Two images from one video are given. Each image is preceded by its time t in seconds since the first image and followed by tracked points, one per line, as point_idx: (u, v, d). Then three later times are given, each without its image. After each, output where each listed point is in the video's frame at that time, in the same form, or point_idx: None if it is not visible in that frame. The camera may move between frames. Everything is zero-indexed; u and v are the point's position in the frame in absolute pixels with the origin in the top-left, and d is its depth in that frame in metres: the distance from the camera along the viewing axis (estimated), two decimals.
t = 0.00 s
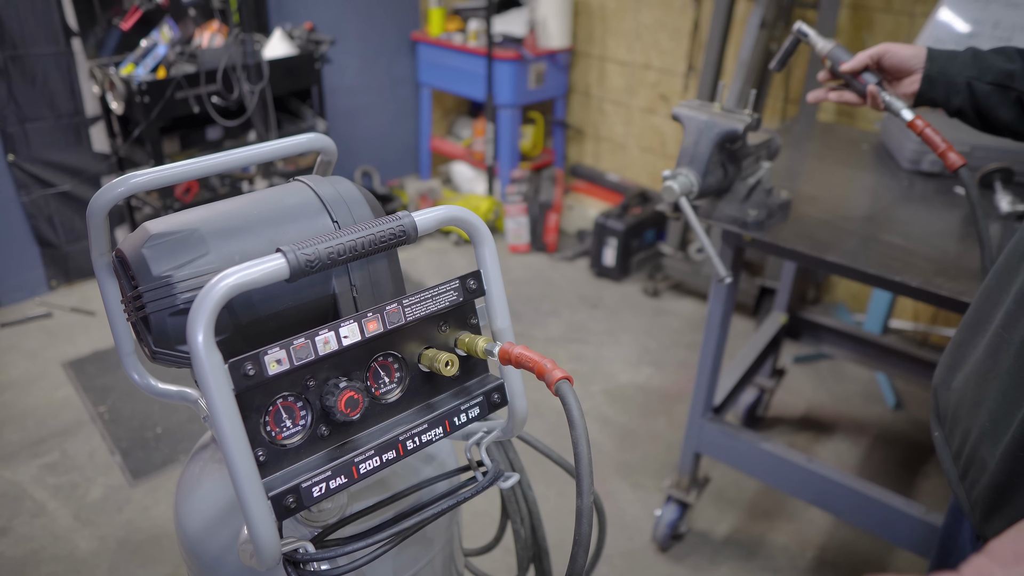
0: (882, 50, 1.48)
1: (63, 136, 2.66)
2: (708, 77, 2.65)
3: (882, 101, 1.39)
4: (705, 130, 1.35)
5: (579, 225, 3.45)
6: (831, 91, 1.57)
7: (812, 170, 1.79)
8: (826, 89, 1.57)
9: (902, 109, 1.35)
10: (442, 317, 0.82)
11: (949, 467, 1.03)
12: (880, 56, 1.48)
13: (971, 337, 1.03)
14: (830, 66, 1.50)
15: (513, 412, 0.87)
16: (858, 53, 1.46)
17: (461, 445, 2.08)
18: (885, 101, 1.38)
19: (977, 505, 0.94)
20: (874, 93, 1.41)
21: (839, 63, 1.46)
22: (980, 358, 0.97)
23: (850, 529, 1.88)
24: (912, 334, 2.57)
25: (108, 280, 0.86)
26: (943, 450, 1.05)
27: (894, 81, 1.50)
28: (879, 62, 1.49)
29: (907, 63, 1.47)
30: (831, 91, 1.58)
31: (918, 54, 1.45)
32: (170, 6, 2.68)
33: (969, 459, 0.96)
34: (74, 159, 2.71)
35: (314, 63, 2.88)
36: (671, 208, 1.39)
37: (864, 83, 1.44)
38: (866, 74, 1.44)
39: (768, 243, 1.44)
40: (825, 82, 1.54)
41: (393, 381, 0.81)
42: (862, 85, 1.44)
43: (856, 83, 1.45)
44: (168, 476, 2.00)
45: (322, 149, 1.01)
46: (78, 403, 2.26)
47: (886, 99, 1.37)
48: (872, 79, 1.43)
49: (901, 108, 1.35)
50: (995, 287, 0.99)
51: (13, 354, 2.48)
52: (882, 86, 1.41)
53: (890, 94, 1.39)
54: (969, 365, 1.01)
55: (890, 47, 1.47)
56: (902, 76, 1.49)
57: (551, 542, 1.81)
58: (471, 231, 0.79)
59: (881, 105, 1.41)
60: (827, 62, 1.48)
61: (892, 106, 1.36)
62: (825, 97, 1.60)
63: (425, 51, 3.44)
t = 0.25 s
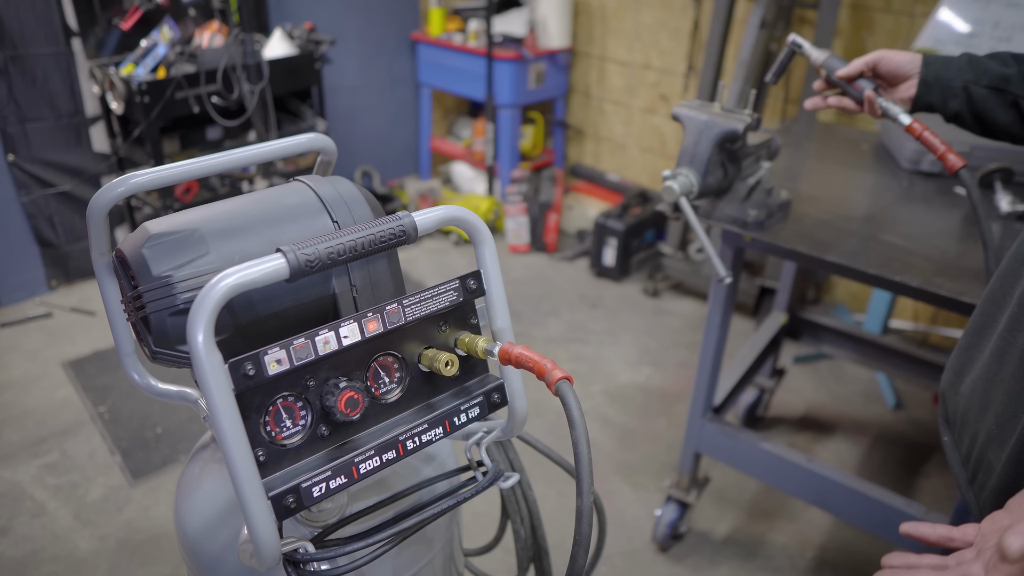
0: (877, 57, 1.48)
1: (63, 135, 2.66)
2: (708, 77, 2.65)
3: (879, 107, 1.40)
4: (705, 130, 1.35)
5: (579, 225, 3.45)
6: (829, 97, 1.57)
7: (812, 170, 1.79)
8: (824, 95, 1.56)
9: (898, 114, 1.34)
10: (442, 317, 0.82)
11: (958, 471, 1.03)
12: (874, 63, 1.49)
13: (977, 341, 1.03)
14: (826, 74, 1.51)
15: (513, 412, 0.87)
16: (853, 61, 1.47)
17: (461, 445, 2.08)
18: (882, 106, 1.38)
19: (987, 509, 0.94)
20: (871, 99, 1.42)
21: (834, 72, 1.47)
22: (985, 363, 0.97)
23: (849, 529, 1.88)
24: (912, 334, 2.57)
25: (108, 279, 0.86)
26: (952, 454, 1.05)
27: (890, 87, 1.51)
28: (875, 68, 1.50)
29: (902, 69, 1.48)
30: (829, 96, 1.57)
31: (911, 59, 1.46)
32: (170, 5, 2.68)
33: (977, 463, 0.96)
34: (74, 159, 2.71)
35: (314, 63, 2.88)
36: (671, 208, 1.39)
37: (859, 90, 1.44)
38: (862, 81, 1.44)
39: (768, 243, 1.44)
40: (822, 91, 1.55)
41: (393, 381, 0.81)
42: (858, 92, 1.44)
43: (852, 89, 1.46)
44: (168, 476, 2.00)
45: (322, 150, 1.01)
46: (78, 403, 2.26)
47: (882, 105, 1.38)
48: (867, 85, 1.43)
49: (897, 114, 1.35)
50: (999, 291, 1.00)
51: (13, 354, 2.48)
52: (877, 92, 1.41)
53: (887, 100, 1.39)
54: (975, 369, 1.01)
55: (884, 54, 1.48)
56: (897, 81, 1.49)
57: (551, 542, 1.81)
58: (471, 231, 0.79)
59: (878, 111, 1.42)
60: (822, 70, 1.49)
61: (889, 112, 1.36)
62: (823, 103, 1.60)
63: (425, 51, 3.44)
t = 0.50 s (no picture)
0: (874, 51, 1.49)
1: (63, 135, 2.66)
2: (708, 77, 2.65)
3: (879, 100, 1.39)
4: (705, 130, 1.35)
5: (579, 225, 3.45)
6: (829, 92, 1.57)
7: (812, 170, 1.79)
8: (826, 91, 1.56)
9: (901, 105, 1.35)
10: (442, 317, 0.82)
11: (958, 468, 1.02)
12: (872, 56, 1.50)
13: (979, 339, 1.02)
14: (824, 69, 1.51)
15: (513, 412, 0.87)
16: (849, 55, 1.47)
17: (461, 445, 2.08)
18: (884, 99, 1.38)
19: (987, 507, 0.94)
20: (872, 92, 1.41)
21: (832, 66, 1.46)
22: (987, 360, 0.97)
23: (850, 529, 1.88)
24: (912, 334, 2.57)
25: (108, 279, 0.86)
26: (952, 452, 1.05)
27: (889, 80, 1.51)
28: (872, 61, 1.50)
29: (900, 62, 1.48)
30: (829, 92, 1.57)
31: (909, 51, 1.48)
32: (170, 5, 2.68)
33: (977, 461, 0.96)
34: (74, 159, 2.71)
35: (314, 63, 2.88)
36: (671, 208, 1.39)
37: (859, 82, 1.44)
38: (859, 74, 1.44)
39: (768, 243, 1.44)
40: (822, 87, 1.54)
41: (393, 381, 0.81)
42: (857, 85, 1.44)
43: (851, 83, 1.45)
44: (168, 476, 2.00)
45: (322, 149, 1.01)
46: (78, 403, 2.26)
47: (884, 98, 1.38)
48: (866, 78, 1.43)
49: (899, 104, 1.35)
50: (1001, 289, 0.99)
51: (13, 354, 2.48)
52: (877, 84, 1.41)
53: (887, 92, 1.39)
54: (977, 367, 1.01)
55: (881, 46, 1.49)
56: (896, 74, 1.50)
57: (551, 542, 1.81)
58: (471, 231, 0.79)
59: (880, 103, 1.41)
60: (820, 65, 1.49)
61: (891, 103, 1.36)
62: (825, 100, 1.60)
63: (425, 51, 3.44)
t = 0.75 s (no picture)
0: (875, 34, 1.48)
1: (63, 135, 2.66)
2: (708, 77, 2.65)
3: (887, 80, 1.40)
4: (705, 130, 1.35)
5: (579, 225, 3.45)
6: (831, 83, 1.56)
7: (812, 170, 1.79)
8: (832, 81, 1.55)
9: (908, 82, 1.36)
10: (442, 317, 0.82)
11: (953, 459, 1.02)
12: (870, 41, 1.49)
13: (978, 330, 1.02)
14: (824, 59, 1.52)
15: (513, 412, 0.87)
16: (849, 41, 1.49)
17: (461, 445, 2.08)
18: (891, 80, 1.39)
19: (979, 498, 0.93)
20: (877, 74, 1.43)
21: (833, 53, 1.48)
22: (983, 352, 0.96)
23: (850, 529, 1.88)
24: (912, 334, 2.57)
25: (108, 280, 0.86)
26: (948, 443, 1.04)
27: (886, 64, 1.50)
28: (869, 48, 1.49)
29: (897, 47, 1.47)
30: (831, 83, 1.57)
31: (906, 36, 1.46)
32: (170, 5, 2.68)
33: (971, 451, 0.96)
34: (74, 159, 2.71)
35: (314, 63, 2.88)
36: (671, 208, 1.39)
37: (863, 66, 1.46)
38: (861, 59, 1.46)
39: (768, 243, 1.44)
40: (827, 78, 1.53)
41: (393, 381, 0.81)
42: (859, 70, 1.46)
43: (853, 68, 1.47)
44: (168, 476, 2.00)
45: (322, 149, 1.01)
46: (78, 403, 2.26)
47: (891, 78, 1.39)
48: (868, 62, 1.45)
49: (907, 83, 1.36)
50: (999, 280, 0.99)
51: (13, 354, 2.48)
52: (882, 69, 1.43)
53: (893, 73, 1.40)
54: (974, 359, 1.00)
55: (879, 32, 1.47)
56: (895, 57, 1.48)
57: (551, 542, 1.81)
58: (471, 231, 0.79)
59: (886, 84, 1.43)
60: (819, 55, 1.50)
61: (898, 83, 1.37)
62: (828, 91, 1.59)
63: (425, 51, 3.44)
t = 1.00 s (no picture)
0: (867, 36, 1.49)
1: (63, 135, 2.66)
2: (708, 77, 2.65)
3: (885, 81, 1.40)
4: (705, 130, 1.35)
5: (579, 225, 3.45)
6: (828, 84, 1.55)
7: (812, 170, 1.79)
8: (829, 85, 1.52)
9: (905, 80, 1.35)
10: (442, 317, 0.82)
11: (951, 459, 1.02)
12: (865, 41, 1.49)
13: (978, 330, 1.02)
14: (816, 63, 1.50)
15: (513, 412, 0.87)
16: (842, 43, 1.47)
17: (461, 445, 2.08)
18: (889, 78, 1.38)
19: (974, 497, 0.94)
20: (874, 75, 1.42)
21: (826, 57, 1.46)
22: (982, 351, 0.97)
23: (850, 529, 1.88)
24: (912, 334, 2.57)
25: (108, 279, 0.86)
26: (947, 443, 1.05)
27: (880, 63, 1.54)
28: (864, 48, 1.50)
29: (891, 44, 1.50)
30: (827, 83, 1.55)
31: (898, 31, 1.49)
32: (170, 6, 2.68)
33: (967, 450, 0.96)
34: (74, 159, 2.71)
35: (314, 63, 2.88)
36: (671, 208, 1.39)
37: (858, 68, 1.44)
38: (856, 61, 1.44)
39: (768, 243, 1.44)
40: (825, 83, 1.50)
41: (393, 381, 0.81)
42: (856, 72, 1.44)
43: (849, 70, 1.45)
44: (168, 476, 2.00)
45: (322, 149, 1.01)
46: (78, 403, 2.26)
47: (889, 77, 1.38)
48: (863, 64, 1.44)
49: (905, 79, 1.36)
50: (999, 280, 0.99)
51: (13, 354, 2.48)
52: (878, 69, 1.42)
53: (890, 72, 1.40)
54: (973, 358, 1.00)
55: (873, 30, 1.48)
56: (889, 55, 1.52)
57: (551, 542, 1.81)
58: (471, 231, 0.79)
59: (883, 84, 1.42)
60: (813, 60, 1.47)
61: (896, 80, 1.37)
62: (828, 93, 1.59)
63: (425, 51, 3.44)
